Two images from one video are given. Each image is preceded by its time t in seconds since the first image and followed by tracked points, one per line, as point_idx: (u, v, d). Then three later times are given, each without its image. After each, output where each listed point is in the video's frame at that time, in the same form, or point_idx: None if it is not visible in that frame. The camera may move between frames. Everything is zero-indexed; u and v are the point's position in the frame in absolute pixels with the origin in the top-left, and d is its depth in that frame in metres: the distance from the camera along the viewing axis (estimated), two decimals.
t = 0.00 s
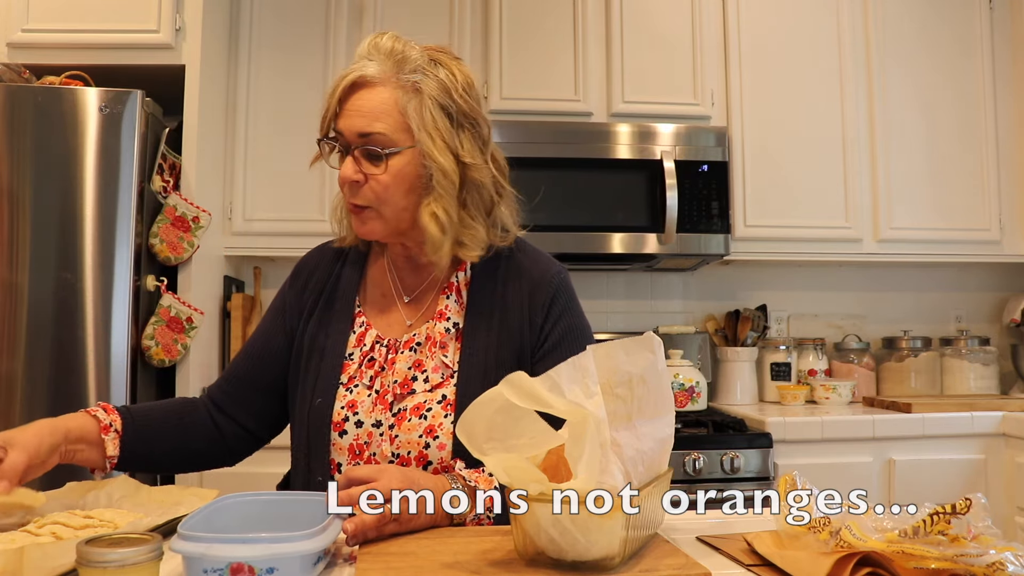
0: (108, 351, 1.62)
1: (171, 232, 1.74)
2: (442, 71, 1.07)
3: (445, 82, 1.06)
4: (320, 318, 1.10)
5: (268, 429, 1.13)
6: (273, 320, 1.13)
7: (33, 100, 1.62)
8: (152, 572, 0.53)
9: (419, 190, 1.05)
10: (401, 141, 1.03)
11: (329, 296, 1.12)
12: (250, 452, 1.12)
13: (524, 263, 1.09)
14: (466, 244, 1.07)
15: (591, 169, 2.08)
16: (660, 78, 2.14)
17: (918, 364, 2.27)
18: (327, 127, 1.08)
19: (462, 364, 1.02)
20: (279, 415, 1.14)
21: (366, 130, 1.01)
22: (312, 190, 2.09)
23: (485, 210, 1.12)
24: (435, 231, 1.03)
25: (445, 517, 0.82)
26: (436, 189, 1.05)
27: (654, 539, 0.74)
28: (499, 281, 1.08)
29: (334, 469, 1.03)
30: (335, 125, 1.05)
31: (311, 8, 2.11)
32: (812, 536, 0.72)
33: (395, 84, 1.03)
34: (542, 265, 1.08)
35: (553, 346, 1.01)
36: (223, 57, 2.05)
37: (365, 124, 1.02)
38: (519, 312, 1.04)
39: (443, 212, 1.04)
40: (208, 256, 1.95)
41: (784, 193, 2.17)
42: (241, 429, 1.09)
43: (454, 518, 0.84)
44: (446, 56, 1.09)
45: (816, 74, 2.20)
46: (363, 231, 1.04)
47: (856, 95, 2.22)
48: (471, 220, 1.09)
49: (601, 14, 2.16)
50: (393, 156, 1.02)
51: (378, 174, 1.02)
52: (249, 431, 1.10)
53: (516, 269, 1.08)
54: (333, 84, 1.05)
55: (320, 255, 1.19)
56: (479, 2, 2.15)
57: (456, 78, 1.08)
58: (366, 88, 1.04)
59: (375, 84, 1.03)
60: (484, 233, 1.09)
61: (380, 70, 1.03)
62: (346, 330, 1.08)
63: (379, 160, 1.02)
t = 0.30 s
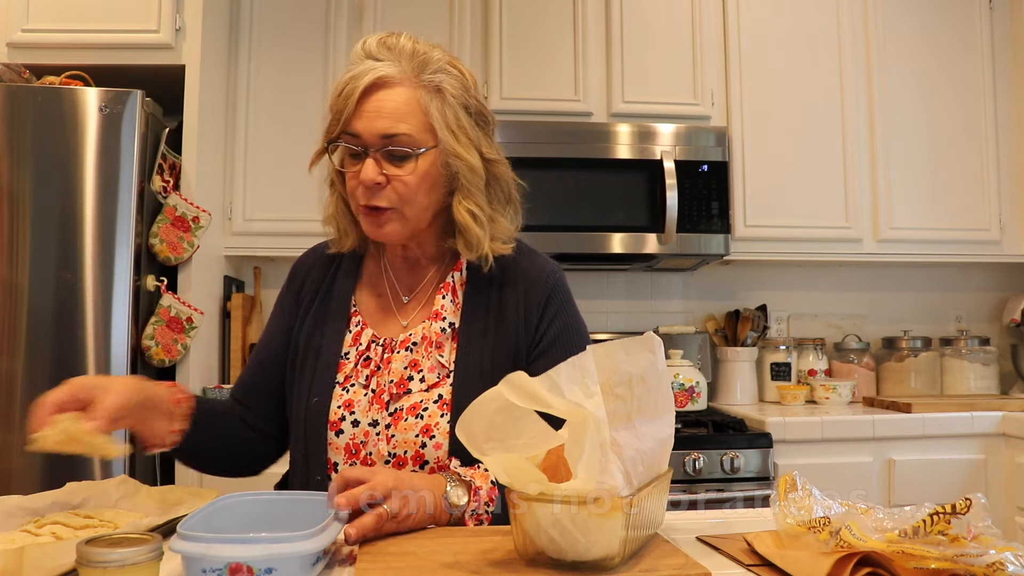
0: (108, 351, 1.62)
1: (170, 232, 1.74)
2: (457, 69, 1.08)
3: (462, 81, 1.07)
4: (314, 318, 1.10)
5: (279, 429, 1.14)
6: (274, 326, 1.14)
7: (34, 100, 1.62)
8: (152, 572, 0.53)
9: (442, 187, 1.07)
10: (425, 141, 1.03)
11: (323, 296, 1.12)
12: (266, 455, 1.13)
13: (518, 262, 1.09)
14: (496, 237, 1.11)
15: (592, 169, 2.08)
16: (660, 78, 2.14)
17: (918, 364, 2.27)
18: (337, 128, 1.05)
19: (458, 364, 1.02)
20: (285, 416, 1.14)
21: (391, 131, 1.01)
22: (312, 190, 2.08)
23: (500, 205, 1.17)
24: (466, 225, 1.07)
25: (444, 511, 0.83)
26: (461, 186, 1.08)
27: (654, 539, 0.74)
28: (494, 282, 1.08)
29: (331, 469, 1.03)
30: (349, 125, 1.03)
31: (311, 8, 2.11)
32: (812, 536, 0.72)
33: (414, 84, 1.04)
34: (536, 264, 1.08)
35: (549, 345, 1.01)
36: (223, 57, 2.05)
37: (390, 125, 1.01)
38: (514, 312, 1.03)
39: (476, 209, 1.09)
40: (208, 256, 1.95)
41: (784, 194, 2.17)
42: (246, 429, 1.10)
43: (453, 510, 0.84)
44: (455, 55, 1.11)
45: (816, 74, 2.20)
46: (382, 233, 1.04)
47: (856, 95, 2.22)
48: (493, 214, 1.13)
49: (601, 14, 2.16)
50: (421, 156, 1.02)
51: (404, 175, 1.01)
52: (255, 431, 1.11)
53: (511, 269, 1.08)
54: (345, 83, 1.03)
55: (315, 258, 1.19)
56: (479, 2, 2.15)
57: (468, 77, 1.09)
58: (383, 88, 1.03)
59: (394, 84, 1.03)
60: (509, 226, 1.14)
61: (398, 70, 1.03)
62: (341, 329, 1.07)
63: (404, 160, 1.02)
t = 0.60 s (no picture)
0: (108, 351, 1.62)
1: (170, 232, 1.74)
2: (462, 68, 1.09)
3: (466, 79, 1.08)
4: (319, 314, 1.10)
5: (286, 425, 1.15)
6: (278, 316, 1.13)
7: (34, 100, 1.62)
8: (152, 572, 0.53)
9: (447, 184, 1.07)
10: (432, 138, 1.04)
11: (327, 293, 1.12)
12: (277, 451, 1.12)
13: (516, 257, 1.09)
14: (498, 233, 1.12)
15: (592, 169, 2.08)
16: (660, 78, 2.14)
17: (918, 364, 2.27)
18: (343, 126, 1.05)
19: (461, 360, 1.02)
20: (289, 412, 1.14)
21: (400, 128, 1.01)
22: (312, 189, 2.09)
23: (501, 201, 1.18)
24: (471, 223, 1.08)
25: (440, 495, 0.82)
26: (465, 182, 1.09)
27: (654, 539, 0.74)
28: (494, 280, 1.08)
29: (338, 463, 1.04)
30: (356, 123, 1.02)
31: (311, 8, 2.11)
32: (812, 536, 0.72)
33: (422, 82, 1.04)
34: (535, 260, 1.08)
35: (548, 338, 1.01)
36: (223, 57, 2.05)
37: (398, 122, 1.01)
38: (514, 307, 1.04)
39: (479, 205, 1.09)
40: (208, 256, 1.95)
41: (784, 194, 2.17)
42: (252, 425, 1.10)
43: (449, 490, 0.83)
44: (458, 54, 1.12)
45: (816, 73, 2.20)
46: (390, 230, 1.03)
47: (856, 95, 2.22)
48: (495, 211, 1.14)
49: (601, 14, 2.16)
50: (429, 152, 1.03)
51: (412, 171, 1.01)
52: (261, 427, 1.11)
53: (510, 265, 1.08)
54: (352, 81, 1.03)
55: (317, 254, 1.18)
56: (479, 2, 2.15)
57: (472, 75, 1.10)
58: (391, 86, 1.03)
59: (401, 82, 1.03)
60: (509, 222, 1.15)
61: (405, 68, 1.03)
62: (345, 325, 1.08)
63: (412, 157, 1.02)
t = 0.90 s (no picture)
0: (108, 351, 1.62)
1: (171, 232, 1.74)
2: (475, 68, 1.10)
3: (479, 79, 1.10)
4: (324, 306, 1.11)
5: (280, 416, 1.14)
6: (279, 302, 1.12)
7: (34, 100, 1.62)
8: (152, 572, 0.53)
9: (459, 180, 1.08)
10: (446, 134, 1.04)
11: (331, 287, 1.13)
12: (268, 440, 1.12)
13: (520, 256, 1.09)
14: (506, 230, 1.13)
15: (592, 169, 2.08)
16: (660, 78, 2.14)
17: (918, 364, 2.27)
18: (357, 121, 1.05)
19: (464, 356, 1.02)
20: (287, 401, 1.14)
21: (416, 123, 1.02)
22: (312, 190, 2.09)
23: (508, 201, 1.19)
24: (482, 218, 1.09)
25: (439, 475, 0.85)
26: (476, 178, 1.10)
27: (654, 539, 0.74)
28: (498, 278, 1.08)
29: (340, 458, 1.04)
30: (371, 117, 1.03)
31: (311, 9, 2.11)
32: (812, 536, 0.72)
33: (437, 79, 1.05)
34: (538, 260, 1.08)
35: (549, 335, 1.00)
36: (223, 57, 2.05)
37: (414, 117, 1.02)
38: (516, 305, 1.03)
39: (490, 201, 1.10)
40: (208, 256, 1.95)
41: (785, 194, 2.17)
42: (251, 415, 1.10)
43: (447, 471, 0.85)
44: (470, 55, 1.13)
45: (817, 73, 2.20)
46: (404, 222, 1.03)
47: (855, 95, 2.22)
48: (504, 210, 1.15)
49: (601, 15, 2.16)
50: (444, 147, 1.04)
51: (427, 166, 1.02)
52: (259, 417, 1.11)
53: (513, 265, 1.08)
54: (368, 76, 1.03)
55: (321, 249, 1.18)
56: (479, 2, 2.15)
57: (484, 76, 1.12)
58: (407, 82, 1.04)
59: (417, 78, 1.04)
60: (515, 219, 1.16)
61: (421, 65, 1.04)
62: (352, 318, 1.08)
63: (427, 153, 1.02)
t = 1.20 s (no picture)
0: (108, 351, 1.62)
1: (171, 232, 1.74)
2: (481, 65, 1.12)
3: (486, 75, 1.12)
4: (325, 306, 1.10)
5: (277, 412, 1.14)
6: (275, 298, 1.10)
7: (34, 100, 1.62)
8: (152, 572, 0.53)
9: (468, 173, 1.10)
10: (457, 127, 1.06)
11: (330, 288, 1.11)
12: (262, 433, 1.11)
13: (521, 256, 1.09)
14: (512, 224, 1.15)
15: (592, 169, 2.08)
16: (660, 78, 2.14)
17: (918, 364, 2.27)
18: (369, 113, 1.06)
19: (464, 354, 1.02)
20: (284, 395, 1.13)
21: (429, 114, 1.03)
22: (312, 190, 2.09)
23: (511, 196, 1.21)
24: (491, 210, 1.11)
25: (440, 471, 0.84)
26: (483, 172, 1.12)
27: (654, 539, 0.74)
28: (497, 277, 1.08)
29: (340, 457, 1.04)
30: (383, 108, 1.04)
31: (311, 9, 2.11)
32: (812, 536, 0.72)
33: (448, 74, 1.07)
34: (538, 260, 1.08)
35: (549, 333, 1.00)
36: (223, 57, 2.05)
37: (428, 108, 1.03)
38: (517, 304, 1.03)
39: (497, 195, 1.12)
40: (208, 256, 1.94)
41: (785, 193, 2.17)
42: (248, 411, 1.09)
43: (448, 467, 0.85)
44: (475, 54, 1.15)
45: (817, 73, 2.20)
46: (416, 214, 1.03)
47: (855, 95, 2.22)
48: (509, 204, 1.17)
49: (601, 15, 2.16)
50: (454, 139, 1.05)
51: (440, 157, 1.03)
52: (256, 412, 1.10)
53: (514, 265, 1.08)
54: (381, 68, 1.05)
55: (321, 246, 1.17)
56: (479, 2, 2.15)
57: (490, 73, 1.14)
58: (419, 75, 1.05)
59: (429, 72, 1.05)
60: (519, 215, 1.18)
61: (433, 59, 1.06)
62: (353, 317, 1.07)
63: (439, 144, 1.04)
